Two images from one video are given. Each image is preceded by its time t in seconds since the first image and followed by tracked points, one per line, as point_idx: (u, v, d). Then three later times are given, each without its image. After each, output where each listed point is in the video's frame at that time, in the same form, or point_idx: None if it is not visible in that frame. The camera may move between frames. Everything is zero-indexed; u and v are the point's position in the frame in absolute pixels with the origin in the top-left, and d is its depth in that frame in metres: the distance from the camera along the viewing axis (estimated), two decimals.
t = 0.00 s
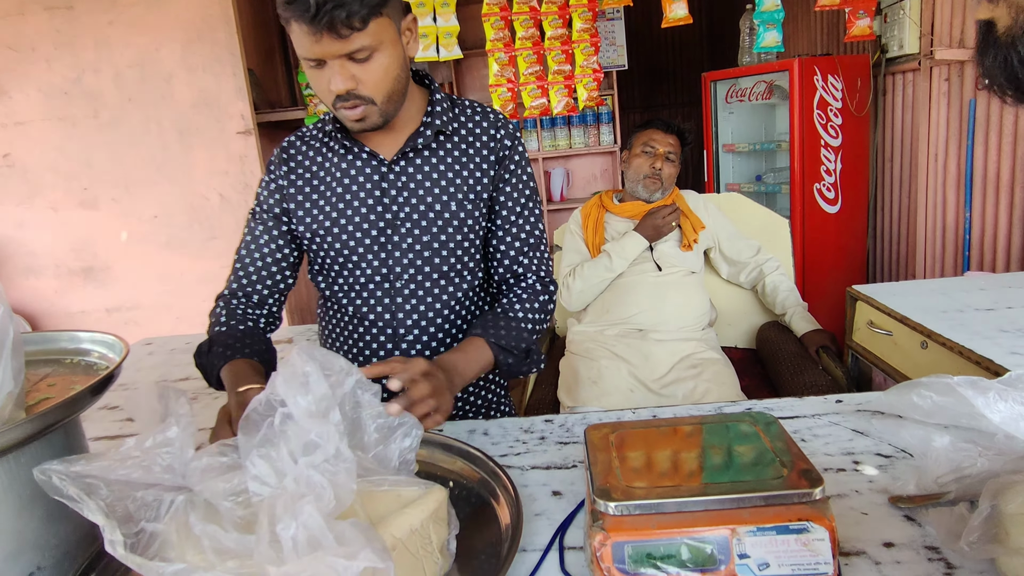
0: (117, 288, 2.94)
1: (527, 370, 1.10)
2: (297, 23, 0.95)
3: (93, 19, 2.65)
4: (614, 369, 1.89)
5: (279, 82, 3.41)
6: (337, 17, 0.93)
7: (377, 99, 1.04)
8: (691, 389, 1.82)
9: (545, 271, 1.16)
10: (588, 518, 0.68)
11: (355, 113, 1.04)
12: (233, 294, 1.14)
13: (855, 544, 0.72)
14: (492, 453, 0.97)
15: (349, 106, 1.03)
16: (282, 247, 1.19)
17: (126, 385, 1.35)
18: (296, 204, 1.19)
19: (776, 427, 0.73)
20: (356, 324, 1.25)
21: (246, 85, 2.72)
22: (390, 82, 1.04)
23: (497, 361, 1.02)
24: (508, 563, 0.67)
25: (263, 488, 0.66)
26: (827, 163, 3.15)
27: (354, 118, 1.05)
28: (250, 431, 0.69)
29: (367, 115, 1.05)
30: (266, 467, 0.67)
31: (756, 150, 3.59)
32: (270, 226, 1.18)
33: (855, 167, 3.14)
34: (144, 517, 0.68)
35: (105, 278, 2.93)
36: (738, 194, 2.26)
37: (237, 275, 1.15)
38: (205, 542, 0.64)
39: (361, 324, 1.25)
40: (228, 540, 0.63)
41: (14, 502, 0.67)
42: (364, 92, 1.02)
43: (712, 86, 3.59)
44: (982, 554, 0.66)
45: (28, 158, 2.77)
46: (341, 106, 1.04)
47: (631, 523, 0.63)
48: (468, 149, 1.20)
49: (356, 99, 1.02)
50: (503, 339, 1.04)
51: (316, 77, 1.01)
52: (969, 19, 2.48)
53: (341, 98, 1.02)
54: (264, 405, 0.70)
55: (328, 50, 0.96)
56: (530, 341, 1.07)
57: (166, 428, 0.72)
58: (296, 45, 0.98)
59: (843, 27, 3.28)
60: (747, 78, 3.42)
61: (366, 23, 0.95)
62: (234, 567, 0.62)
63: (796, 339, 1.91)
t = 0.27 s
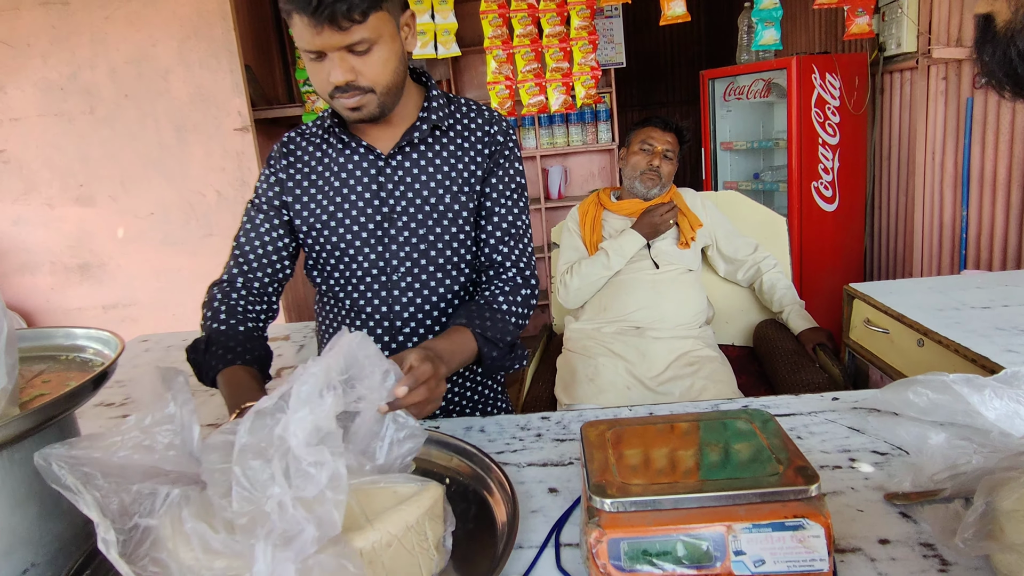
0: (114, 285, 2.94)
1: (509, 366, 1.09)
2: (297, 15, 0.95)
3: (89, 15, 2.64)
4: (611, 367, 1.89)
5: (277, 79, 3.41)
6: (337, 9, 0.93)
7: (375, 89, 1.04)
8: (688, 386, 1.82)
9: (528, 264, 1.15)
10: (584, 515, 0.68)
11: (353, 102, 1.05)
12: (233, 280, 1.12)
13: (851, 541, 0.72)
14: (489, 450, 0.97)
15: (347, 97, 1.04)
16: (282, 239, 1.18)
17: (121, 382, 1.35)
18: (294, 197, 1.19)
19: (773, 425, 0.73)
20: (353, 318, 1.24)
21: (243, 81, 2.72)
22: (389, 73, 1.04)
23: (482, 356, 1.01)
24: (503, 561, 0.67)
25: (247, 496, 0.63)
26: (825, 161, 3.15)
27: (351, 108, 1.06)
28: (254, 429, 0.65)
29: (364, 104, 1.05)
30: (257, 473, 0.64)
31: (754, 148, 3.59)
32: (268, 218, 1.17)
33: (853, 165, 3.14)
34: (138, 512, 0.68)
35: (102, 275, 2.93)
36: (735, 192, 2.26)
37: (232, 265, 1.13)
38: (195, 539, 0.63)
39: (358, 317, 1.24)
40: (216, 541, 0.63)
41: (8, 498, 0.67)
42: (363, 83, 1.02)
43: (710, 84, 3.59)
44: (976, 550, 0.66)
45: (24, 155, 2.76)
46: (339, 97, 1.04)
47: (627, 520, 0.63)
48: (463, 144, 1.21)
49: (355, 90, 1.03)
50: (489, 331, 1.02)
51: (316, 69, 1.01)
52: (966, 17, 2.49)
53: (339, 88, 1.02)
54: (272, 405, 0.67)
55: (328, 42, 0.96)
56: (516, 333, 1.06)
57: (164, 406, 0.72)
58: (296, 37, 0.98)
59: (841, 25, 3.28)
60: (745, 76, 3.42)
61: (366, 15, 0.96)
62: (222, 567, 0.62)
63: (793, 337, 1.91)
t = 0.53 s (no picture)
0: (111, 282, 2.93)
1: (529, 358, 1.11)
2: (298, 9, 0.95)
3: (85, 11, 2.62)
4: (609, 363, 1.89)
5: (274, 76, 3.40)
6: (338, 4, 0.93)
7: (375, 84, 1.04)
8: (686, 382, 1.83)
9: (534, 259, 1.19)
10: (584, 510, 0.68)
11: (352, 96, 1.04)
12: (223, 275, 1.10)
13: (848, 535, 0.73)
14: (488, 445, 0.98)
15: (348, 91, 1.03)
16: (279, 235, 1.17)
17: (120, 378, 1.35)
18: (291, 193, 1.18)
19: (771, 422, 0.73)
20: (352, 314, 1.24)
21: (240, 77, 2.71)
22: (387, 68, 1.05)
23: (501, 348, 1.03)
24: (504, 556, 0.67)
25: (251, 491, 0.64)
26: (821, 158, 3.16)
27: (350, 102, 1.05)
28: (255, 425, 0.67)
29: (363, 99, 1.05)
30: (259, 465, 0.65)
31: (751, 146, 3.60)
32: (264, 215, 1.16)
33: (850, 162, 3.15)
34: (140, 502, 0.68)
35: (98, 271, 2.92)
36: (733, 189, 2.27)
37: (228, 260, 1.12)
38: (196, 533, 0.64)
39: (357, 312, 1.24)
40: (217, 535, 0.63)
41: (10, 494, 0.67)
42: (364, 77, 1.02)
43: (707, 81, 3.59)
44: (972, 544, 0.67)
45: (19, 151, 2.75)
46: (339, 91, 1.04)
47: (627, 515, 0.64)
48: (461, 141, 1.22)
49: (356, 84, 1.03)
50: (508, 328, 1.04)
51: (316, 64, 1.00)
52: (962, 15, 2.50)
53: (339, 83, 1.02)
54: (271, 400, 0.68)
55: (328, 36, 0.96)
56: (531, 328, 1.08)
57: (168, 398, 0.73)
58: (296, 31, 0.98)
59: (837, 23, 3.29)
60: (742, 74, 3.43)
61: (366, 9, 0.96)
62: (223, 563, 0.62)
63: (789, 334, 1.92)
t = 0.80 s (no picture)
0: (109, 280, 2.93)
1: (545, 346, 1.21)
2: (303, 3, 0.96)
3: (82, 8, 2.62)
4: (607, 361, 1.89)
5: (272, 73, 3.40)
6: None
7: (375, 81, 1.04)
8: (684, 380, 1.83)
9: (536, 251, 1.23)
10: (581, 508, 0.68)
11: (353, 94, 1.04)
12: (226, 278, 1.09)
13: (845, 533, 0.73)
14: (485, 444, 0.97)
15: (348, 87, 1.03)
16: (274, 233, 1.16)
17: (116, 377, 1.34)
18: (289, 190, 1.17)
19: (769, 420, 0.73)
20: (352, 310, 1.23)
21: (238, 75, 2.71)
22: (388, 68, 1.05)
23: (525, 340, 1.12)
24: (500, 554, 0.67)
25: (240, 493, 0.63)
26: (820, 156, 3.15)
27: (351, 101, 1.05)
28: (239, 427, 0.66)
29: (365, 97, 1.05)
30: (246, 464, 0.64)
31: (750, 144, 3.60)
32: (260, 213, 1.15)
33: (849, 160, 3.15)
34: (133, 506, 0.67)
35: (96, 270, 2.92)
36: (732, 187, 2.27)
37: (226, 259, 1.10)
38: (191, 535, 0.63)
39: (357, 308, 1.23)
40: (212, 535, 0.63)
41: (2, 493, 0.66)
42: (364, 74, 1.02)
43: (706, 79, 3.59)
44: (969, 542, 0.67)
45: (17, 149, 2.74)
46: (338, 87, 1.03)
47: (623, 513, 0.64)
48: (458, 137, 1.23)
49: (356, 80, 1.02)
50: (530, 319, 1.14)
51: (317, 59, 1.01)
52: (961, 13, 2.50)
53: (339, 78, 1.02)
54: (255, 402, 0.67)
55: (333, 30, 0.97)
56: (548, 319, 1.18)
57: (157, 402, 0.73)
58: (299, 25, 0.98)
59: (836, 20, 3.29)
60: (741, 71, 3.42)
61: (369, 6, 0.97)
62: (217, 562, 0.62)
63: (788, 331, 1.92)
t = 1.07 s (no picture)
0: (117, 283, 2.94)
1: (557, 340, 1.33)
2: None
3: (91, 13, 2.64)
4: (613, 364, 1.90)
5: (279, 77, 3.41)
6: None
7: (381, 76, 1.08)
8: (691, 383, 1.82)
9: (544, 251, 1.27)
10: (590, 510, 0.68)
11: (360, 87, 1.08)
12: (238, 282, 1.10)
13: (854, 536, 0.73)
14: (492, 446, 0.98)
15: (355, 80, 1.07)
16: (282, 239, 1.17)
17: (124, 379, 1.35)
18: (297, 194, 1.18)
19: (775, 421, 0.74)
20: (359, 311, 1.24)
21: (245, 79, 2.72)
22: (395, 64, 1.09)
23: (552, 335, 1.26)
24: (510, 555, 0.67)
25: (250, 493, 0.64)
26: (826, 159, 3.15)
27: (357, 94, 1.09)
28: (251, 426, 0.67)
29: (371, 90, 1.08)
30: (258, 464, 0.65)
31: (756, 146, 3.59)
32: (267, 220, 1.17)
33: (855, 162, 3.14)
34: (144, 509, 0.68)
35: (104, 273, 2.93)
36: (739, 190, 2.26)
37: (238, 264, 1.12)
38: (202, 536, 0.63)
39: (364, 309, 1.24)
40: (223, 536, 0.63)
41: (15, 495, 0.67)
42: (372, 67, 1.07)
43: (712, 81, 3.59)
44: (979, 546, 0.66)
45: (26, 153, 2.77)
46: (347, 79, 1.07)
47: (632, 515, 0.64)
48: (462, 138, 1.25)
49: (362, 72, 1.06)
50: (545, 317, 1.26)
51: (328, 50, 1.05)
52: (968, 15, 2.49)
53: (349, 69, 1.06)
54: (266, 402, 0.68)
55: (344, 20, 1.02)
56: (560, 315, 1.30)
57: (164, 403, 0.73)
58: (311, 16, 1.03)
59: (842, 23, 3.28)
60: (747, 74, 3.42)
61: None
62: (228, 563, 0.62)
63: (794, 334, 1.92)
